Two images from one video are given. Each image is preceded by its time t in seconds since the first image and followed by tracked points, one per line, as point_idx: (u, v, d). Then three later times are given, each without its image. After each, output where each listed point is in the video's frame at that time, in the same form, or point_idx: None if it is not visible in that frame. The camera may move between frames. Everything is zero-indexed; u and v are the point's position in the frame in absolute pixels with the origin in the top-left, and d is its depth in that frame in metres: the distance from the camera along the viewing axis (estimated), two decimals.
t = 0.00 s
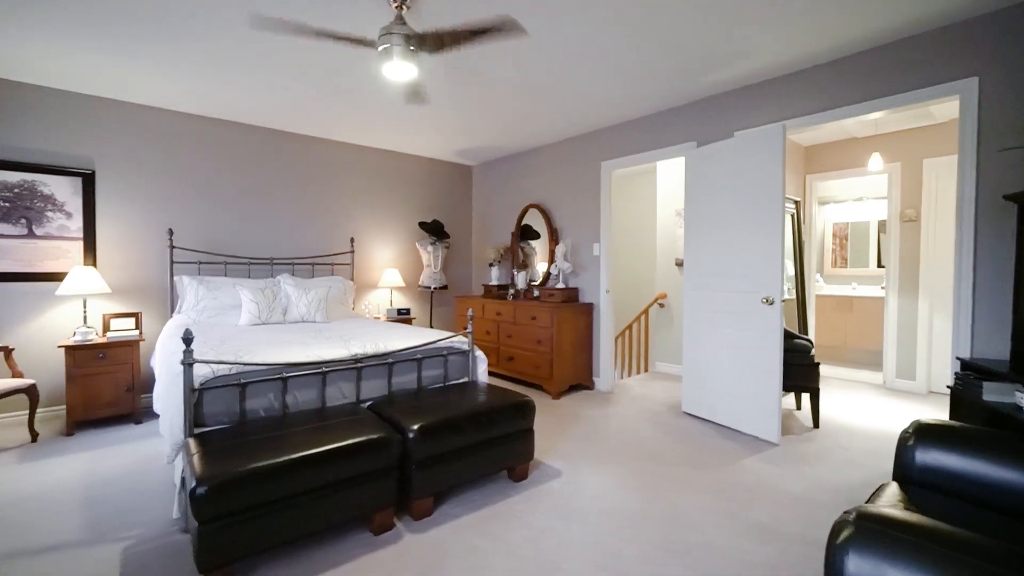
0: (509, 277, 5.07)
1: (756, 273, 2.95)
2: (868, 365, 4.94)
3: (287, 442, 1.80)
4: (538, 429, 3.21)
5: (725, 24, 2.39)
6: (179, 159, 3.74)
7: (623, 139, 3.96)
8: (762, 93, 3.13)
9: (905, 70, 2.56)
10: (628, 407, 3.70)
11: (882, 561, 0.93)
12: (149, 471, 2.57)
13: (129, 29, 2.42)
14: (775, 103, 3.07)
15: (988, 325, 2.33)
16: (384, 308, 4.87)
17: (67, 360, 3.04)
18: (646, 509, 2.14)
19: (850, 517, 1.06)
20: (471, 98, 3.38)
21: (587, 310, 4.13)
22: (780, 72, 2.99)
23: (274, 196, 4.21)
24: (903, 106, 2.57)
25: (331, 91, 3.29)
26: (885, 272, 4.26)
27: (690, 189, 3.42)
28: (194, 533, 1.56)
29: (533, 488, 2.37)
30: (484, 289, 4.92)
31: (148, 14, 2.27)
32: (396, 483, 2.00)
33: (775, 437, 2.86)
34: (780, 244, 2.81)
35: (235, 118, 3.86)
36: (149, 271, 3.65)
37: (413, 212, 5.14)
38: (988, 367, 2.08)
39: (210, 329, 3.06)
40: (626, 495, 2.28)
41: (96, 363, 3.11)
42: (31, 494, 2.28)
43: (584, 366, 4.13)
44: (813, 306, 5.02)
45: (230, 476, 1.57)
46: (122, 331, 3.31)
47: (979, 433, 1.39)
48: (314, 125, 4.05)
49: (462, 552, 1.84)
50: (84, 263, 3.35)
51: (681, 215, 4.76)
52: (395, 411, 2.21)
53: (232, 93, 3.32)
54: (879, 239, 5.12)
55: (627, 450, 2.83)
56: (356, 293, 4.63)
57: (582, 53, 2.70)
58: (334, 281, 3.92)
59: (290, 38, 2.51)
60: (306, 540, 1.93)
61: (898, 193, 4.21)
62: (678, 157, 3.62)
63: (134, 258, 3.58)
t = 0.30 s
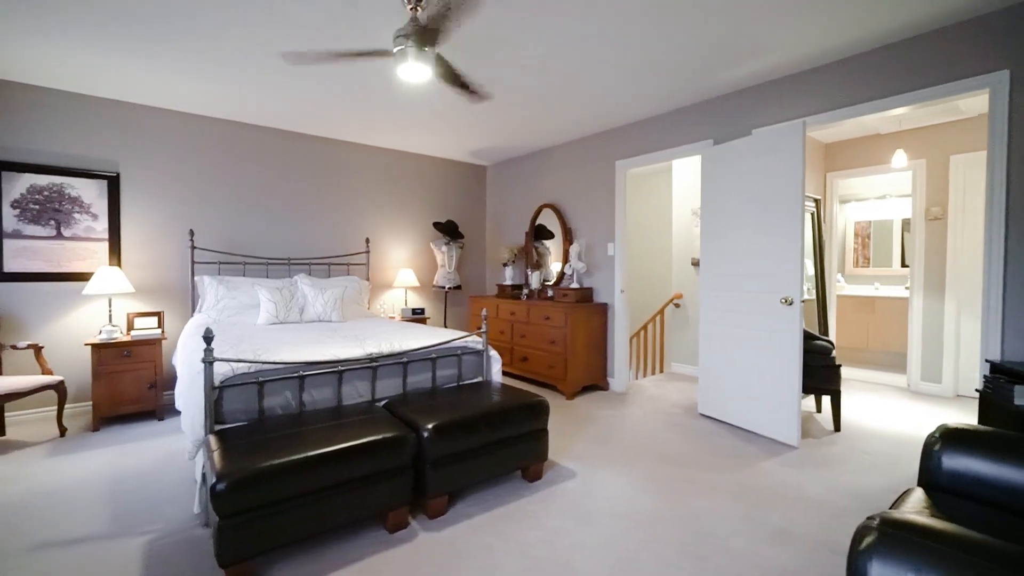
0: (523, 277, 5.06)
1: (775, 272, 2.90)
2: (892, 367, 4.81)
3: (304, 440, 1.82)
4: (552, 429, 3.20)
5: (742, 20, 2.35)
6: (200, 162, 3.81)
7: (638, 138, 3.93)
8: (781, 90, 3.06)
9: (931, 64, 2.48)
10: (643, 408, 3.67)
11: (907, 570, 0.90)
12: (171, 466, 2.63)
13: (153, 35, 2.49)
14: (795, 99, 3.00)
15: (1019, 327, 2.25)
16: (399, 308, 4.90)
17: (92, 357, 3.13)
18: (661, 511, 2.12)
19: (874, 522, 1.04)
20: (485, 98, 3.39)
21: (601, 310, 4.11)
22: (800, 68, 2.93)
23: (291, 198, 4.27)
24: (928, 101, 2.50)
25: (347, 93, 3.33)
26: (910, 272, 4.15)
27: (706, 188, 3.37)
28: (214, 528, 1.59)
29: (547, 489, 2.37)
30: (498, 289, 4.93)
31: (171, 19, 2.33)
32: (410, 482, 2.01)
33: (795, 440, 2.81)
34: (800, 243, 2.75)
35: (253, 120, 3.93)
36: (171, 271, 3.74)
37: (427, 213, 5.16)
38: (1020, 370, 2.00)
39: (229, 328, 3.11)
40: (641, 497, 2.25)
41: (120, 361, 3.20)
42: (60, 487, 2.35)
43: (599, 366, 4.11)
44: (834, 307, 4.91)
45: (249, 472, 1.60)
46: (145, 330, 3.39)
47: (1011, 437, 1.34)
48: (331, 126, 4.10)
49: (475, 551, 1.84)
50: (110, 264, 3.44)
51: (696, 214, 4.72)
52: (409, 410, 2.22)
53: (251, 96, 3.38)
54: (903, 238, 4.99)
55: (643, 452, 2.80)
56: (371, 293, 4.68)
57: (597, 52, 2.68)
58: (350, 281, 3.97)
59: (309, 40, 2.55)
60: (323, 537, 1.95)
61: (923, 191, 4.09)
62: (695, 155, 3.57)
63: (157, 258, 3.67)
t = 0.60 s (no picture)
0: (537, 277, 5.06)
1: (794, 272, 2.84)
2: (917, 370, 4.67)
3: (321, 438, 1.84)
4: (566, 430, 3.19)
5: (760, 15, 2.31)
6: (220, 164, 3.89)
7: (654, 136, 3.89)
8: (802, 85, 2.99)
9: (960, 57, 2.40)
10: (658, 409, 3.63)
11: None
12: (193, 462, 2.69)
13: (175, 38, 2.54)
14: (817, 95, 2.93)
15: None
16: (414, 308, 4.94)
17: (118, 355, 3.22)
18: (677, 514, 2.09)
19: (899, 529, 1.00)
20: (499, 98, 3.39)
21: (616, 310, 4.08)
22: (821, 63, 2.86)
23: (309, 199, 4.34)
24: (956, 95, 2.41)
25: (362, 95, 3.36)
26: (937, 272, 4.03)
27: (723, 186, 3.32)
28: (235, 523, 1.62)
29: (562, 489, 2.36)
30: (512, 288, 4.93)
31: (192, 23, 2.38)
32: (425, 481, 2.02)
33: (816, 443, 2.75)
34: (821, 242, 2.69)
35: (271, 123, 4.00)
36: (193, 272, 3.82)
37: (442, 213, 5.19)
38: None
39: (249, 327, 3.17)
40: (657, 499, 2.23)
41: (144, 359, 3.28)
42: (87, 481, 2.42)
43: (614, 367, 4.08)
44: (857, 308, 4.79)
45: (267, 468, 1.63)
46: (168, 329, 3.48)
47: None
48: (347, 128, 4.15)
49: (490, 550, 1.84)
50: (134, 264, 3.54)
51: (714, 213, 4.65)
52: (424, 409, 2.23)
53: (269, 98, 3.44)
54: (930, 237, 4.85)
55: (658, 454, 2.77)
56: (387, 293, 4.72)
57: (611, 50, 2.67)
58: (366, 281, 4.00)
59: (325, 42, 2.59)
60: (340, 534, 1.98)
61: (950, 188, 3.97)
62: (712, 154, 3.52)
63: (179, 259, 3.76)
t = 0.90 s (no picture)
0: (554, 277, 5.05)
1: (818, 272, 2.77)
2: (949, 374, 4.51)
3: (340, 436, 1.87)
4: (583, 431, 3.17)
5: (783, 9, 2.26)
6: (243, 167, 3.98)
7: (672, 135, 3.84)
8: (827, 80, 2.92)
9: (995, 48, 2.31)
10: (677, 411, 3.58)
11: None
12: (217, 457, 2.75)
13: (200, 44, 2.60)
14: (842, 90, 2.86)
15: None
16: (431, 308, 4.97)
17: (146, 352, 3.32)
18: (696, 517, 2.06)
19: (929, 537, 0.97)
20: (516, 97, 3.39)
21: (634, 310, 4.04)
22: (847, 57, 2.79)
23: (328, 200, 4.40)
24: (991, 88, 2.32)
25: (380, 96, 3.39)
26: (970, 272, 3.88)
27: (744, 184, 3.26)
28: (257, 518, 1.65)
29: (579, 490, 2.34)
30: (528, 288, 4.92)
31: (216, 28, 2.43)
32: (442, 480, 2.04)
33: (841, 448, 2.68)
34: (847, 241, 2.62)
35: (292, 125, 4.07)
36: (217, 272, 3.92)
37: (459, 213, 5.22)
38: None
39: (270, 326, 3.23)
40: (676, 502, 2.20)
41: (170, 356, 3.37)
42: (117, 474, 2.50)
43: (631, 368, 4.05)
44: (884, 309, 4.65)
45: (288, 465, 1.66)
46: (193, 327, 3.57)
47: None
48: (366, 130, 4.20)
49: (505, 550, 1.84)
50: (161, 265, 3.64)
51: (734, 212, 4.56)
52: (442, 408, 2.25)
53: (291, 101, 3.50)
54: (962, 235, 4.67)
55: (677, 456, 2.74)
56: (404, 292, 4.77)
57: (629, 48, 2.64)
58: (384, 281, 4.04)
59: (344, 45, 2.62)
60: (358, 530, 2.00)
61: (984, 185, 3.82)
62: (733, 152, 3.46)
63: (204, 259, 3.85)
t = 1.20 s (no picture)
0: (571, 277, 5.02)
1: (846, 271, 2.69)
2: (984, 378, 4.34)
3: (360, 433, 1.89)
4: (601, 432, 3.14)
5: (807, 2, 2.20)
6: (265, 169, 4.07)
7: (692, 133, 3.79)
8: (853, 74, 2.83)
9: None
10: (697, 413, 3.53)
11: None
12: (240, 453, 2.82)
13: (224, 48, 2.66)
14: (870, 84, 2.77)
15: None
16: (448, 308, 5.00)
17: (173, 350, 3.42)
18: (717, 521, 2.03)
19: (965, 548, 0.94)
20: (533, 97, 3.38)
21: (652, 311, 3.99)
22: (875, 50, 2.70)
23: (348, 201, 4.46)
24: None
25: (399, 98, 3.42)
26: (1006, 272, 3.73)
27: (767, 183, 3.19)
28: (279, 513, 1.68)
29: (596, 492, 2.32)
30: (545, 288, 4.91)
31: (241, 33, 2.49)
32: (460, 479, 2.04)
33: (868, 453, 2.60)
34: (875, 240, 2.54)
35: (313, 128, 4.15)
36: (241, 272, 4.01)
37: (476, 213, 5.23)
38: None
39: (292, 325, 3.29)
40: (697, 506, 2.16)
41: (196, 354, 3.47)
42: (146, 468, 2.58)
43: (649, 369, 4.00)
44: (915, 310, 4.50)
45: (309, 461, 1.68)
46: (218, 326, 3.66)
47: None
48: (385, 131, 4.25)
49: (523, 551, 1.84)
50: (188, 265, 3.75)
51: (756, 210, 4.47)
52: (459, 408, 2.26)
53: (312, 104, 3.56)
54: (999, 234, 4.49)
55: (697, 458, 2.70)
56: (422, 292, 4.81)
57: (648, 45, 2.61)
58: (402, 281, 4.08)
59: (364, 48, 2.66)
60: (377, 528, 2.02)
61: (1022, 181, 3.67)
62: (755, 149, 3.40)
63: (228, 260, 3.95)
